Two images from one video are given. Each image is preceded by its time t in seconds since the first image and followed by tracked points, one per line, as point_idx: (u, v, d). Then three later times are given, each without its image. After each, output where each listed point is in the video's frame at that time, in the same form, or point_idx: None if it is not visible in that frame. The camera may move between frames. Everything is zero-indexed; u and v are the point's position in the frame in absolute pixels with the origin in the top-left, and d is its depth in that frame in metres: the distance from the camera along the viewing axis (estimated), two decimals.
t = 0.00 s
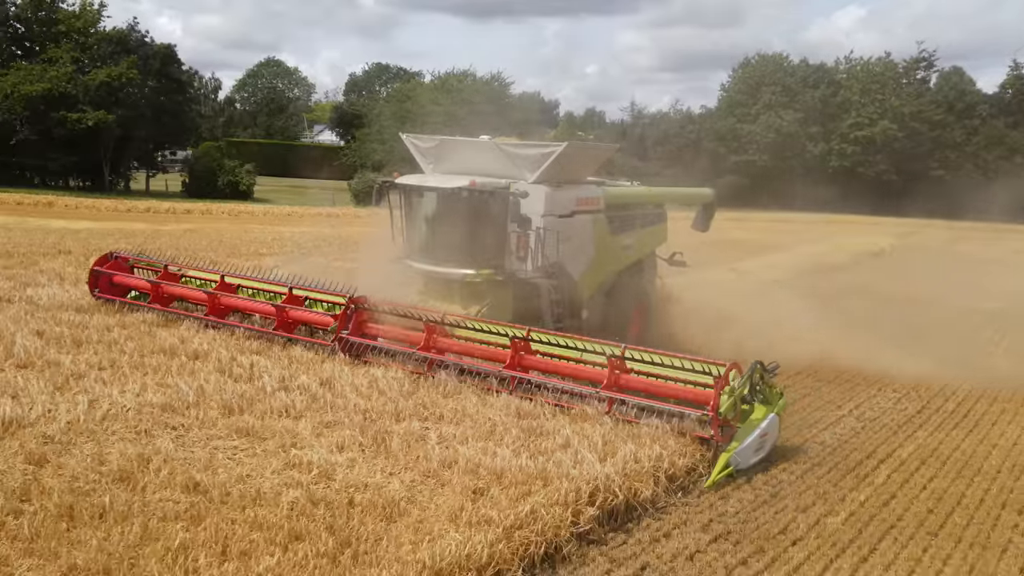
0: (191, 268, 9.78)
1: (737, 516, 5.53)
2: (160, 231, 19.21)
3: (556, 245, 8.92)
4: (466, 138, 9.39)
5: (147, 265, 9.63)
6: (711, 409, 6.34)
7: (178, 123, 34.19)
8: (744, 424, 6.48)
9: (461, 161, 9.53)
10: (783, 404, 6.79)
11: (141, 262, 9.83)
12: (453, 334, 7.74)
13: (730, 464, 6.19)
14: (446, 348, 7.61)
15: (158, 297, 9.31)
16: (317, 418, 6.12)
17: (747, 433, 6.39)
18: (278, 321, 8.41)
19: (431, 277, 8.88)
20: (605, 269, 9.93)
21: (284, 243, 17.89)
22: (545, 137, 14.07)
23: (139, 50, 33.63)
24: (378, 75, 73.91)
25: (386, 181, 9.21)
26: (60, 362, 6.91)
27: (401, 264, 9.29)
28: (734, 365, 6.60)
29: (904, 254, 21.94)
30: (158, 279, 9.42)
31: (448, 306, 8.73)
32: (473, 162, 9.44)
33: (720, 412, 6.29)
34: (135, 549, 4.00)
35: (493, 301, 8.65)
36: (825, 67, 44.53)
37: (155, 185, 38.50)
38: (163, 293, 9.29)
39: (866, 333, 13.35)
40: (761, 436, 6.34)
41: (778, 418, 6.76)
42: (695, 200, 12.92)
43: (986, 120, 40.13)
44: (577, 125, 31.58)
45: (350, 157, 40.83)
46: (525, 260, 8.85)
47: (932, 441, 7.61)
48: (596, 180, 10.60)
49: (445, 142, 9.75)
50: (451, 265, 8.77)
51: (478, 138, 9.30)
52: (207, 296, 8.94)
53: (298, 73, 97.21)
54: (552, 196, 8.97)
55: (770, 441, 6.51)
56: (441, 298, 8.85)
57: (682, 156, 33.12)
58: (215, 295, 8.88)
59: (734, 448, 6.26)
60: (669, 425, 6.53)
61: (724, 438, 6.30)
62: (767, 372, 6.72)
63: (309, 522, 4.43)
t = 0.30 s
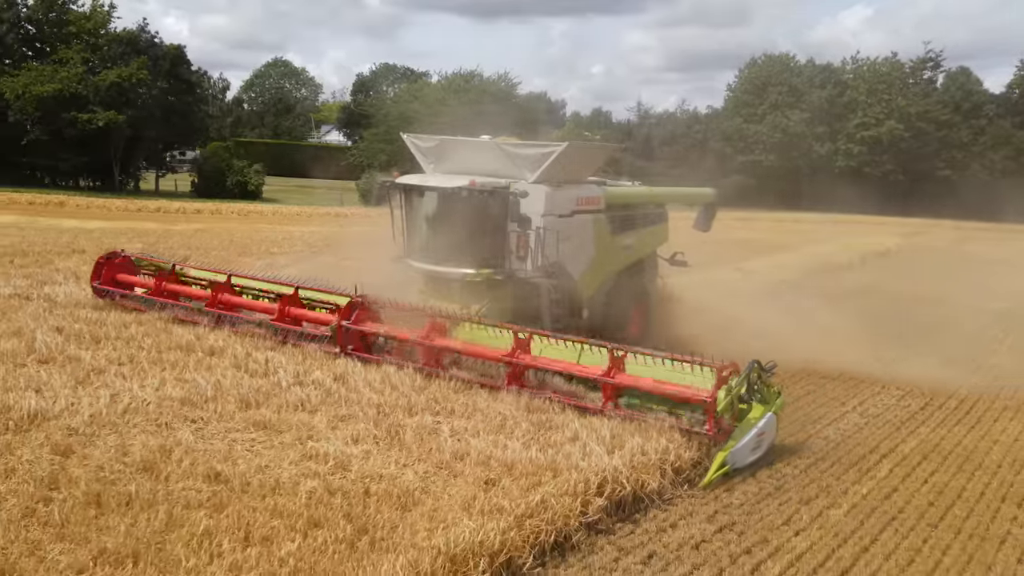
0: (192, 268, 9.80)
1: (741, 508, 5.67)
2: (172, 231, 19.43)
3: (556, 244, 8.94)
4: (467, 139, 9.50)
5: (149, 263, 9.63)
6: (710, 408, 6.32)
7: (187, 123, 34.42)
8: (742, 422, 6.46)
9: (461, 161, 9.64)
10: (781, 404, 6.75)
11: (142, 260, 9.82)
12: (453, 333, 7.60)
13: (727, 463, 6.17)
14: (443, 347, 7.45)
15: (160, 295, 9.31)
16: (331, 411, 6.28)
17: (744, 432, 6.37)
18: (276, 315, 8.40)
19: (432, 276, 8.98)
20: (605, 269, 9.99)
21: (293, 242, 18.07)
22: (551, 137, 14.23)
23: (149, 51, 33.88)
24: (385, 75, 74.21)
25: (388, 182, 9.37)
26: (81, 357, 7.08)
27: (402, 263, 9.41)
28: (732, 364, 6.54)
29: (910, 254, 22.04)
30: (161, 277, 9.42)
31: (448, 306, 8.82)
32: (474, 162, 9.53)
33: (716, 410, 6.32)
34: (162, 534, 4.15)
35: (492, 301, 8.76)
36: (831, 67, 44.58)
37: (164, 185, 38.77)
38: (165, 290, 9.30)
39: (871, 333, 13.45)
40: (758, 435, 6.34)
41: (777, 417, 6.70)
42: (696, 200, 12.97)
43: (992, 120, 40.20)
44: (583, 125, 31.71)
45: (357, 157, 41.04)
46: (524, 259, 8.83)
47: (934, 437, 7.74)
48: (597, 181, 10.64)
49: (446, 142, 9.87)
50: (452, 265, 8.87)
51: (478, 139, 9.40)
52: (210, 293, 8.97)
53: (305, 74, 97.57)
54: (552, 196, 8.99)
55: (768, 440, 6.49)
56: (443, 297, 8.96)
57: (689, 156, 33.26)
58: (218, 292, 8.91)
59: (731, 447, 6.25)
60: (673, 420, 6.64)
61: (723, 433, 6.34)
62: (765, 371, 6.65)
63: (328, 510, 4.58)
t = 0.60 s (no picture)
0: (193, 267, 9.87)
1: (745, 502, 5.79)
2: (181, 230, 19.58)
3: (556, 244, 9.03)
4: (467, 139, 9.68)
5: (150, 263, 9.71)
6: (706, 406, 6.35)
7: (195, 124, 34.60)
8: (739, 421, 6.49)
9: (461, 161, 9.84)
10: (779, 402, 6.79)
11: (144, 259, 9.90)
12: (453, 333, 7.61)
13: (724, 463, 6.16)
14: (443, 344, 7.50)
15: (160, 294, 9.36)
16: (344, 407, 6.42)
17: (742, 432, 6.37)
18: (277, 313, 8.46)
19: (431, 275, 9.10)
20: (606, 268, 10.07)
21: (301, 242, 18.22)
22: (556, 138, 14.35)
23: (158, 52, 34.08)
24: (391, 75, 74.37)
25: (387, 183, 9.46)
26: (97, 354, 7.23)
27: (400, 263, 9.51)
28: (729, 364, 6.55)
29: (916, 254, 22.12)
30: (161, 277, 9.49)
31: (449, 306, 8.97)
32: (474, 162, 9.72)
33: (713, 409, 6.35)
34: (183, 524, 4.29)
35: (491, 301, 8.93)
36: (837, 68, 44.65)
37: (172, 185, 38.96)
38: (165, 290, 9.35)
39: (874, 333, 13.55)
40: (755, 435, 6.32)
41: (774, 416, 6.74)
42: (696, 201, 13.01)
43: (998, 121, 40.29)
44: (589, 126, 31.82)
45: (363, 156, 41.19)
46: (524, 259, 8.95)
47: (936, 433, 7.85)
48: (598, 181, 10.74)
49: (446, 142, 10.07)
50: (452, 265, 8.99)
51: (478, 138, 9.58)
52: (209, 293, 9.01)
53: (312, 74, 97.76)
54: (551, 195, 9.06)
55: (765, 439, 6.46)
56: (444, 296, 9.11)
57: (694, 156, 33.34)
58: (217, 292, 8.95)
59: (728, 447, 6.22)
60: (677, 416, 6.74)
61: (720, 433, 6.38)
62: (762, 371, 6.68)
63: (343, 500, 4.72)
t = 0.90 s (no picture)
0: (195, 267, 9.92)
1: (752, 494, 5.93)
2: (193, 230, 19.79)
3: (556, 243, 9.16)
4: (468, 139, 9.83)
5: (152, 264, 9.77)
6: (705, 406, 6.38)
7: (205, 124, 34.84)
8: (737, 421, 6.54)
9: (463, 162, 9.99)
10: (777, 401, 6.85)
11: (147, 261, 9.98)
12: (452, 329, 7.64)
13: (722, 461, 6.19)
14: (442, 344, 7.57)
15: (163, 294, 9.42)
16: (358, 402, 6.58)
17: (740, 430, 6.41)
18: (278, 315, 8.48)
19: (431, 275, 9.19)
20: (609, 267, 10.20)
21: (311, 241, 18.40)
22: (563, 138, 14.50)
23: (168, 52, 34.38)
24: (398, 76, 74.54)
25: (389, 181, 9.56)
26: (117, 351, 7.39)
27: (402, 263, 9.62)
28: (727, 362, 6.60)
29: (922, 254, 22.23)
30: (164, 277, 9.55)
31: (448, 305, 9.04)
32: (475, 162, 9.87)
33: (711, 408, 6.38)
34: (208, 511, 4.45)
35: (492, 299, 8.98)
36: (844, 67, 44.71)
37: (182, 185, 39.22)
38: (167, 290, 9.41)
39: (881, 331, 13.67)
40: (754, 433, 6.34)
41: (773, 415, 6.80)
42: (698, 202, 13.11)
43: (1004, 121, 40.36)
44: (595, 126, 31.95)
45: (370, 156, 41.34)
46: (525, 258, 9.10)
47: (938, 429, 7.99)
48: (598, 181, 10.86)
49: (447, 142, 10.20)
50: (452, 264, 9.08)
51: (479, 139, 9.73)
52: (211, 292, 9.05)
53: (319, 74, 97.95)
54: (552, 195, 9.23)
55: (764, 437, 6.47)
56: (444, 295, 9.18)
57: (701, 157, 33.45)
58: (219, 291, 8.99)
59: (726, 446, 6.26)
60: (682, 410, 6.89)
61: (718, 434, 6.40)
62: (759, 370, 6.74)
63: (362, 490, 4.88)
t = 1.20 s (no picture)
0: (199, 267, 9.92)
1: (758, 488, 6.05)
2: (204, 230, 19.95)
3: (558, 243, 9.30)
4: (470, 139, 9.87)
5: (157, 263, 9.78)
6: (704, 405, 6.34)
7: (214, 125, 35.07)
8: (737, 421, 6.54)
9: (466, 161, 10.04)
10: (776, 400, 6.89)
11: (151, 259, 9.99)
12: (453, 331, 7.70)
13: (721, 460, 6.23)
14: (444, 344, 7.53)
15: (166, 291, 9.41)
16: (372, 398, 6.72)
17: (739, 430, 6.43)
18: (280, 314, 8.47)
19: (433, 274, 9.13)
20: (611, 267, 10.33)
21: (320, 241, 18.55)
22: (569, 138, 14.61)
23: (177, 54, 34.63)
24: (405, 76, 74.72)
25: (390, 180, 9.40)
26: (136, 347, 7.55)
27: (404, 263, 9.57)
28: (725, 363, 6.57)
29: (929, 253, 22.29)
30: (168, 275, 9.56)
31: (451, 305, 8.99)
32: (478, 162, 9.92)
33: (710, 408, 6.35)
34: (230, 502, 4.59)
35: (494, 300, 8.98)
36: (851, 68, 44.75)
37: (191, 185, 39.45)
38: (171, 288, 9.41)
39: (887, 332, 13.75)
40: (753, 433, 6.37)
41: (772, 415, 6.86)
42: (701, 201, 13.22)
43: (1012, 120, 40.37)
44: (603, 126, 32.06)
45: (378, 156, 41.52)
46: (527, 259, 9.22)
47: (944, 426, 8.10)
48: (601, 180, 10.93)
49: (449, 142, 10.25)
50: (454, 264, 9.02)
51: (482, 139, 9.79)
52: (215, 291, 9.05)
53: (326, 74, 98.19)
54: (554, 195, 9.34)
55: (763, 437, 6.52)
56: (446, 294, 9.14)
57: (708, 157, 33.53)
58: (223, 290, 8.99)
59: (725, 446, 6.28)
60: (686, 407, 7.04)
61: (718, 434, 6.39)
62: (759, 371, 6.76)
63: (378, 482, 5.02)
